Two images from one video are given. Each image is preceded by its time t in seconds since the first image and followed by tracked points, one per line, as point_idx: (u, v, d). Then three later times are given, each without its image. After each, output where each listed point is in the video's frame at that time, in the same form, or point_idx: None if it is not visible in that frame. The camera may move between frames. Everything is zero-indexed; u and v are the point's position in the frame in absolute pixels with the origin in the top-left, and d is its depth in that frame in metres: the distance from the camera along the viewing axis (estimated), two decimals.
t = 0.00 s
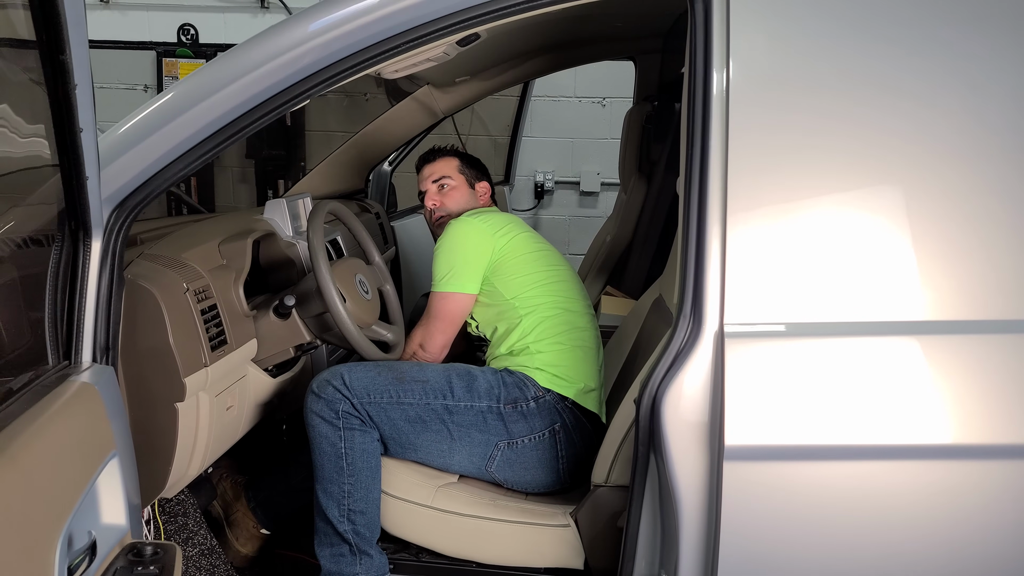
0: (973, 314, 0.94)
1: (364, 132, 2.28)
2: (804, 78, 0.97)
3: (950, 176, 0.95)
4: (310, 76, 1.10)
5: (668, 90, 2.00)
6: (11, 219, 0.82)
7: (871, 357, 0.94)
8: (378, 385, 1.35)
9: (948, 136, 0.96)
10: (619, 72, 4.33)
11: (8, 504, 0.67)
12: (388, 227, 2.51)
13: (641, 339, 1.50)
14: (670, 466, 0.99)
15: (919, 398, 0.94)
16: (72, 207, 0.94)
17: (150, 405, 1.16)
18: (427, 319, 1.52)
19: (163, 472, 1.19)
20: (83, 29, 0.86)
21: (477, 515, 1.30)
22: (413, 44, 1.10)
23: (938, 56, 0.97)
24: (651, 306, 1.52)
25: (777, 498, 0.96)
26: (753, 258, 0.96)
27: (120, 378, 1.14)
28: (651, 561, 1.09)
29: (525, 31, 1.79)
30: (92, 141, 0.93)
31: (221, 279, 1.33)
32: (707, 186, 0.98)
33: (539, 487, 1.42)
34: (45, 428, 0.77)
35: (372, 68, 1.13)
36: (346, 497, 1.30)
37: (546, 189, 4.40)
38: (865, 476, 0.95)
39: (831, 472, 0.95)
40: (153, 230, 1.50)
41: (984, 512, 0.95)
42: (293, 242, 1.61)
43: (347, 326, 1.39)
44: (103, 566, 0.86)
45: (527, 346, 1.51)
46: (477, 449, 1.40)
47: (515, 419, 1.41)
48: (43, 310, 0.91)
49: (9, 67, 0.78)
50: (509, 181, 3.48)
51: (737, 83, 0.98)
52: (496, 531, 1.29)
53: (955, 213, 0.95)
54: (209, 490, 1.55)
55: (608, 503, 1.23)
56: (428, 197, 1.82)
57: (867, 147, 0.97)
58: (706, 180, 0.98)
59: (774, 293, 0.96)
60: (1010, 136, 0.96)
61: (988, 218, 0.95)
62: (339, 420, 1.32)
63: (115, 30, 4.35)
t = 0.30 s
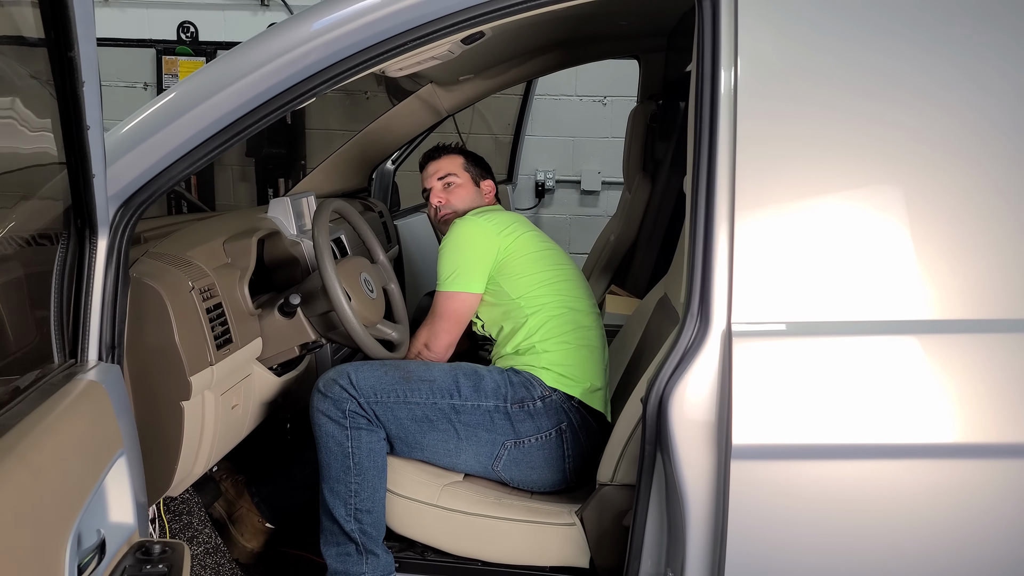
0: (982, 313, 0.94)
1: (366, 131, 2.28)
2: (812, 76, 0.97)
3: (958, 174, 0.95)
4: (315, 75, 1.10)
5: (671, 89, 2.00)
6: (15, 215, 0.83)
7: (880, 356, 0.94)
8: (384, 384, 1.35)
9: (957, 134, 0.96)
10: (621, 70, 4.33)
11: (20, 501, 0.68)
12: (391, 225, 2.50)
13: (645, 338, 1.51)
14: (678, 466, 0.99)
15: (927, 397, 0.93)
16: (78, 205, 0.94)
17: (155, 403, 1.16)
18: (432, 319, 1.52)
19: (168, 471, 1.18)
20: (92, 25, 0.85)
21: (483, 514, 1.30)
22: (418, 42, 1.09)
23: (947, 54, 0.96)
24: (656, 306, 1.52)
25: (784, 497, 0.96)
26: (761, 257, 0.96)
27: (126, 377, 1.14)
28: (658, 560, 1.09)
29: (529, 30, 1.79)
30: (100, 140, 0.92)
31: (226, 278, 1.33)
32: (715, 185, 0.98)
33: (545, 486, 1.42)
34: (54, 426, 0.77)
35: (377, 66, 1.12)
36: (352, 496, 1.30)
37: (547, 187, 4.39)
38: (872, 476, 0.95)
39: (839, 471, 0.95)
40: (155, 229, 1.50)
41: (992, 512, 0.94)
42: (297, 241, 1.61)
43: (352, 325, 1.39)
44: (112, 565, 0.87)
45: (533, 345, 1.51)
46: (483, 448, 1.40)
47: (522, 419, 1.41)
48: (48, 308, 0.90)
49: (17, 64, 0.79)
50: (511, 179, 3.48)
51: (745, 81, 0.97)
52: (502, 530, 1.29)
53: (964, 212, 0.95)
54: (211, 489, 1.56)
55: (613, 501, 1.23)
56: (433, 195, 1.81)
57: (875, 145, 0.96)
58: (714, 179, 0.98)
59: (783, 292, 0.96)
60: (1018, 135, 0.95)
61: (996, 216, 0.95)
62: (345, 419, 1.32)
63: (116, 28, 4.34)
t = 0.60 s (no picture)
0: (990, 313, 0.94)
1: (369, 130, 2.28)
2: (819, 76, 0.97)
3: (964, 175, 0.95)
4: (319, 75, 1.10)
5: (675, 88, 2.00)
6: (19, 215, 0.82)
7: (887, 355, 0.94)
8: (389, 384, 1.35)
9: (963, 134, 0.95)
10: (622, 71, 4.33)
11: (30, 499, 0.68)
12: (393, 225, 2.50)
13: (649, 338, 1.51)
14: (683, 465, 0.99)
15: (934, 397, 0.93)
16: (85, 202, 0.94)
17: (160, 402, 1.16)
18: (438, 318, 1.52)
19: (172, 470, 1.19)
20: (100, 23, 0.85)
21: (487, 514, 1.30)
22: (423, 42, 1.09)
23: (953, 54, 0.96)
24: (659, 305, 1.53)
25: (790, 497, 0.96)
26: (767, 256, 0.96)
27: (130, 376, 1.14)
28: (662, 560, 1.09)
29: (532, 30, 1.79)
30: (106, 138, 0.92)
31: (230, 277, 1.33)
32: (720, 184, 0.97)
33: (549, 486, 1.42)
34: (60, 425, 0.77)
35: (382, 66, 1.12)
36: (357, 496, 1.30)
37: (548, 187, 4.39)
38: (876, 476, 0.95)
39: (845, 472, 0.95)
40: (160, 228, 1.50)
41: (997, 512, 0.94)
42: (302, 240, 1.61)
43: (356, 324, 1.39)
44: (118, 565, 0.87)
45: (538, 345, 1.51)
46: (488, 448, 1.40)
47: (525, 419, 1.41)
48: (53, 306, 0.90)
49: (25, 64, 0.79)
50: (512, 179, 3.47)
51: (751, 81, 0.97)
52: (506, 529, 1.29)
53: (971, 211, 0.95)
54: (216, 489, 1.56)
55: (617, 501, 1.23)
56: (440, 195, 1.80)
57: (881, 145, 0.96)
58: (720, 178, 0.98)
59: (789, 292, 0.95)
60: None
61: (1001, 216, 0.95)
62: (350, 419, 1.32)
63: (116, 27, 4.34)
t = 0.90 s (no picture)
0: (992, 312, 0.94)
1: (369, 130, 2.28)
2: (821, 76, 0.97)
3: (966, 174, 0.95)
4: (323, 74, 1.10)
5: (676, 88, 2.00)
6: (22, 215, 0.82)
7: (888, 355, 0.94)
8: (395, 385, 1.35)
9: (966, 133, 0.95)
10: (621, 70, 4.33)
11: (36, 499, 0.68)
12: (394, 224, 2.50)
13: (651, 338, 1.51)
14: (686, 465, 0.99)
15: (936, 396, 0.93)
16: (87, 203, 0.94)
17: (163, 402, 1.16)
18: (455, 313, 1.49)
19: (175, 470, 1.19)
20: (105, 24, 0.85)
21: (490, 514, 1.30)
22: (426, 42, 1.09)
23: (955, 54, 0.96)
24: (661, 304, 1.53)
25: (793, 496, 0.96)
26: (771, 255, 0.96)
27: (133, 376, 1.14)
28: (664, 559, 1.09)
29: (533, 29, 1.79)
30: (109, 138, 0.93)
31: (232, 276, 1.33)
32: (723, 183, 0.97)
33: (553, 486, 1.42)
34: (66, 425, 0.77)
35: (385, 66, 1.12)
36: (362, 496, 1.30)
37: (548, 187, 4.39)
38: (878, 475, 0.95)
39: (848, 471, 0.95)
40: (162, 228, 1.50)
41: (1000, 511, 0.94)
42: (303, 240, 1.60)
43: (358, 324, 1.39)
44: (122, 564, 0.87)
45: (547, 344, 1.51)
46: (494, 448, 1.40)
47: (532, 419, 1.41)
48: (56, 307, 0.90)
49: (27, 64, 0.79)
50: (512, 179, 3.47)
51: (754, 81, 0.97)
52: (509, 529, 1.29)
53: (974, 211, 0.95)
54: (217, 489, 1.56)
55: (620, 500, 1.23)
56: (454, 191, 1.80)
57: (885, 144, 0.96)
58: (723, 177, 0.98)
59: (793, 291, 0.95)
60: None
61: (1004, 216, 0.95)
62: (355, 419, 1.32)
63: (115, 26, 4.33)
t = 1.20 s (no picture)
0: (991, 312, 0.94)
1: (368, 130, 2.27)
2: (819, 76, 0.97)
3: (965, 173, 0.95)
4: (321, 75, 1.10)
5: (674, 89, 2.01)
6: (19, 216, 0.82)
7: (885, 354, 0.93)
8: (397, 387, 1.34)
9: (964, 133, 0.95)
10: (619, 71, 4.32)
11: (31, 501, 0.67)
12: (392, 225, 2.49)
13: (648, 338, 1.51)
14: (684, 465, 0.99)
15: (937, 395, 0.93)
16: (84, 205, 0.94)
17: (159, 404, 1.16)
18: (528, 307, 1.42)
19: (173, 471, 1.19)
20: (101, 25, 0.85)
21: (487, 514, 1.30)
22: (424, 43, 1.09)
23: (955, 54, 0.96)
24: (659, 304, 1.53)
25: (791, 496, 0.96)
26: (769, 255, 0.96)
27: (130, 377, 1.14)
28: (662, 560, 1.09)
29: (532, 30, 1.79)
30: (105, 140, 0.92)
31: (230, 277, 1.33)
32: (720, 183, 0.97)
33: (553, 490, 1.41)
34: (62, 426, 0.77)
35: (383, 67, 1.12)
36: (363, 499, 1.30)
37: (545, 187, 4.39)
38: (875, 475, 0.95)
39: (847, 472, 0.95)
40: (160, 228, 1.50)
41: (1000, 513, 0.94)
42: (301, 241, 1.62)
43: (356, 325, 1.39)
44: (118, 566, 0.87)
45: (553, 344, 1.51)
46: (495, 451, 1.40)
47: (535, 423, 1.41)
48: (52, 309, 0.90)
49: (25, 66, 0.79)
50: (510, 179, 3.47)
51: (750, 81, 0.97)
52: (507, 530, 1.29)
53: (972, 211, 0.95)
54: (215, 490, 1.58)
55: (618, 501, 1.23)
56: (469, 189, 1.78)
57: (883, 143, 0.96)
58: (719, 177, 0.98)
59: (790, 291, 0.95)
60: None
61: (1003, 215, 0.94)
62: (358, 421, 1.32)
63: (112, 26, 4.32)
